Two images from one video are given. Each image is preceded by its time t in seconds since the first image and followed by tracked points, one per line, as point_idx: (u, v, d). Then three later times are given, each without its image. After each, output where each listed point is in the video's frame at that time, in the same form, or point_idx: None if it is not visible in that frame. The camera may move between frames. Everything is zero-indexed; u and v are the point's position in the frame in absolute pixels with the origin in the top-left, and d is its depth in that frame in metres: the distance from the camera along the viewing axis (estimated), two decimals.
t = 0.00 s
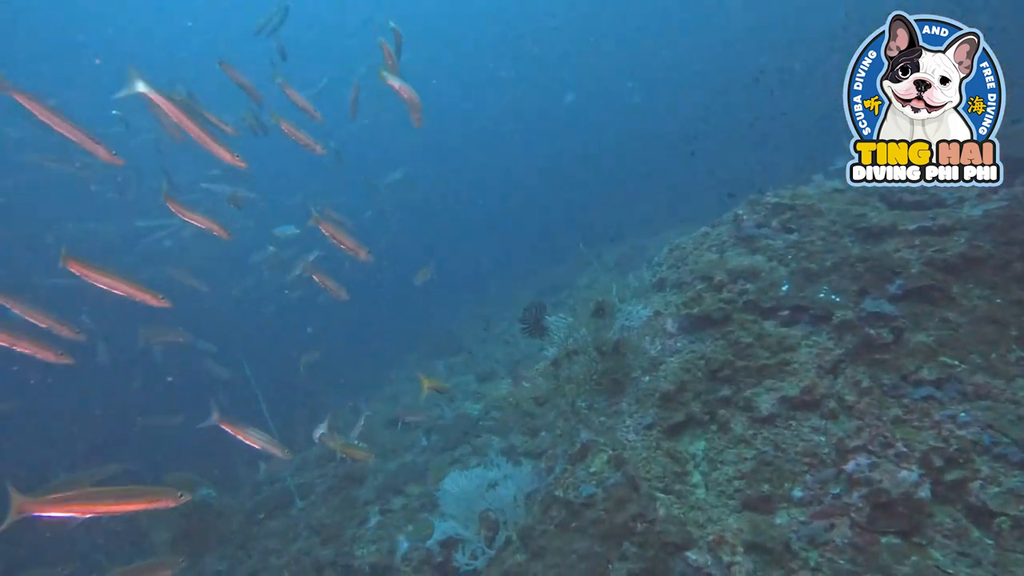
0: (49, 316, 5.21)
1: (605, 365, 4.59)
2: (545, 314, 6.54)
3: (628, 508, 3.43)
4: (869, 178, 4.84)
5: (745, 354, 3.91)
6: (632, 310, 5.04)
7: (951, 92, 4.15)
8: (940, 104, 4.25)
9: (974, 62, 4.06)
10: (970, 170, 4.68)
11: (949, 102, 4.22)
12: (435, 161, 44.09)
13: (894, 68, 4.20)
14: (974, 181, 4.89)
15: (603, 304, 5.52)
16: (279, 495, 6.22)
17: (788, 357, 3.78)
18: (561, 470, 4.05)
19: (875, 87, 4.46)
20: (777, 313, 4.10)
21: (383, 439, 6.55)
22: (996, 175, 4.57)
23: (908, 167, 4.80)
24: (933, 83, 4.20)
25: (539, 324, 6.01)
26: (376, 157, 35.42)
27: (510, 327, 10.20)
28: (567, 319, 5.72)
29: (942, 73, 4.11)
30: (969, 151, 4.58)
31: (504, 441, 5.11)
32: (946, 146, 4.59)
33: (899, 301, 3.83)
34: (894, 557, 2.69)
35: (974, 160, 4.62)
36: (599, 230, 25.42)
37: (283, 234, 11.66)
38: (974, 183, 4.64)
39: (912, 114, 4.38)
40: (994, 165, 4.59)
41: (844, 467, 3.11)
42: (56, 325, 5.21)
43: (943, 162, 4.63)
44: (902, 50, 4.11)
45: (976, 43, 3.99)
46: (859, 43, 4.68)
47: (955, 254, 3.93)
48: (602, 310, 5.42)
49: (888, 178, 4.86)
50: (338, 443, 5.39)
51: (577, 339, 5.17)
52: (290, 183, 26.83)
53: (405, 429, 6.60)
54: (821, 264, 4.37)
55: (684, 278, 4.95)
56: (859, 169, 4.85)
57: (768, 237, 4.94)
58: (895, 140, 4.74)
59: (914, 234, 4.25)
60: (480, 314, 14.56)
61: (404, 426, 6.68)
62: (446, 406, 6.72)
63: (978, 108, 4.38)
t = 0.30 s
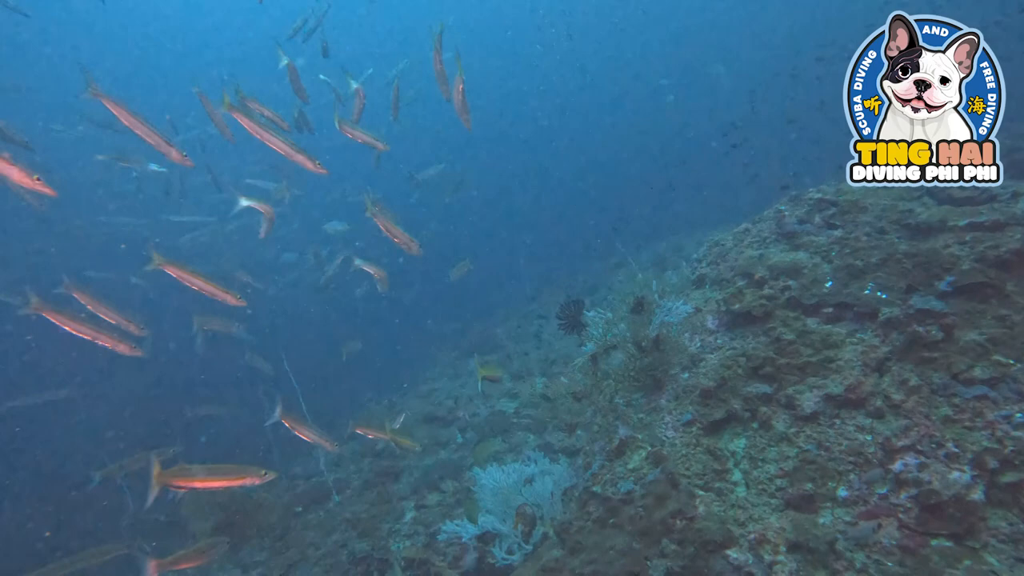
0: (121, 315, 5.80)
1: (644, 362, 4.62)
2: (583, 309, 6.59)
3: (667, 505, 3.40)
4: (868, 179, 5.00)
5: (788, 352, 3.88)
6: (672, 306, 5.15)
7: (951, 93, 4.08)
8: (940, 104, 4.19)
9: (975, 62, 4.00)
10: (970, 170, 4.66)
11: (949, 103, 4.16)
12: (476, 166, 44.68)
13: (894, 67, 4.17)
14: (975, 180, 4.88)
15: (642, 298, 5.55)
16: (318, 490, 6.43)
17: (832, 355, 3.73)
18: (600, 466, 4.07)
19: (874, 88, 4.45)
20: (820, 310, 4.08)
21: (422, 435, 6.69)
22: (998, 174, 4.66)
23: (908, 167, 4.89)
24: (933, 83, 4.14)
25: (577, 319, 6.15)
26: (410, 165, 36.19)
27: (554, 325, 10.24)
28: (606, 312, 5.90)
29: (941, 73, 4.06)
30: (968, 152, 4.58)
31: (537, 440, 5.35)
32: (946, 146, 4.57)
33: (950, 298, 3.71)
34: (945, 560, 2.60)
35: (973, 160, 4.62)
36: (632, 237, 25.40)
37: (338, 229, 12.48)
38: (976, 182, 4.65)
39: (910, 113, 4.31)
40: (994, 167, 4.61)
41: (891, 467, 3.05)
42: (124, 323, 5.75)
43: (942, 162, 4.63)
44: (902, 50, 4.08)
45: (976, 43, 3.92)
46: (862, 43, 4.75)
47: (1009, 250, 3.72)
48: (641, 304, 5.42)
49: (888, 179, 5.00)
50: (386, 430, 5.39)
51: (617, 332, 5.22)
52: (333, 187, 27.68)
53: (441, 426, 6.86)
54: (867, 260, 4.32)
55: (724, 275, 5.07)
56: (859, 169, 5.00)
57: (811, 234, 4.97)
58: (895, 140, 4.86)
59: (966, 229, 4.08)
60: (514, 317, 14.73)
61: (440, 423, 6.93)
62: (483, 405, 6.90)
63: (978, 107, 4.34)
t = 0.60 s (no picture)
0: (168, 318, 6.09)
1: (674, 360, 4.63)
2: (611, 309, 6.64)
3: (699, 504, 3.37)
4: (867, 178, 5.06)
5: (820, 350, 3.85)
6: (702, 305, 5.13)
7: (950, 92, 4.17)
8: (939, 105, 4.28)
9: (975, 62, 4.10)
10: (970, 170, 4.82)
11: (949, 102, 4.25)
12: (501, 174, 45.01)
13: (895, 67, 4.24)
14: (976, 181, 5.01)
15: (673, 297, 5.58)
16: (345, 492, 6.51)
17: (866, 353, 3.70)
18: (630, 466, 4.07)
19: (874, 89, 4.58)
20: (853, 308, 4.04)
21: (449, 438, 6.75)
22: (996, 174, 4.79)
23: (907, 167, 5.00)
24: (933, 83, 4.22)
25: (606, 318, 6.19)
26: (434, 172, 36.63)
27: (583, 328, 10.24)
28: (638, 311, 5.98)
29: (941, 73, 4.15)
30: (969, 152, 4.76)
31: (566, 440, 5.34)
32: (946, 147, 4.77)
33: (990, 294, 3.63)
34: (990, 563, 2.54)
35: (974, 159, 4.78)
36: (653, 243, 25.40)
37: (376, 231, 13.11)
38: (975, 181, 4.81)
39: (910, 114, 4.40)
40: (993, 166, 4.76)
41: (930, 467, 2.99)
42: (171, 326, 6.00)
43: (942, 162, 4.80)
44: (902, 50, 4.17)
45: (975, 43, 4.02)
46: (861, 45, 4.90)
47: None
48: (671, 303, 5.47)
49: (888, 179, 5.08)
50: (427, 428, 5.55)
51: (647, 333, 5.30)
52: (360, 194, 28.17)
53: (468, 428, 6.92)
54: (901, 257, 4.26)
55: (754, 273, 5.05)
56: (859, 169, 5.07)
57: (843, 231, 4.93)
58: (895, 140, 4.96)
59: (1004, 225, 4.01)
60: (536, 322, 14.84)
61: (467, 425, 7.01)
62: (510, 407, 6.98)
63: (977, 108, 4.50)
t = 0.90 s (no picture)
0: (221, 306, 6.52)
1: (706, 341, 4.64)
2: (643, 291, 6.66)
3: (732, 484, 3.39)
4: (868, 179, 4.82)
5: (855, 330, 3.81)
6: (735, 285, 5.09)
7: (951, 93, 3.95)
8: (940, 104, 4.06)
9: (976, 61, 3.88)
10: (970, 171, 4.53)
11: (949, 103, 4.03)
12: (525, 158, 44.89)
13: (894, 67, 4.02)
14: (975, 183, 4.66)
15: (705, 277, 5.57)
16: (376, 473, 6.62)
17: (904, 332, 3.64)
18: (661, 446, 4.09)
19: (875, 88, 4.38)
20: (890, 287, 3.98)
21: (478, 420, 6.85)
22: (1001, 175, 4.44)
23: (908, 167, 4.76)
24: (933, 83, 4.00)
25: (638, 298, 6.20)
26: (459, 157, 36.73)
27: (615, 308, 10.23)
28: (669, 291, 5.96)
29: (941, 73, 3.93)
30: (969, 152, 4.49)
31: (596, 422, 5.38)
32: (946, 147, 4.54)
33: None
34: None
35: (975, 160, 4.50)
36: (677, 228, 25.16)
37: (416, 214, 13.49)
38: (976, 183, 4.51)
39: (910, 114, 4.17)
40: (996, 166, 4.46)
41: (970, 447, 2.95)
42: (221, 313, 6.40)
43: (942, 162, 4.55)
44: (902, 50, 3.94)
45: (976, 43, 3.81)
46: (861, 45, 4.65)
47: None
48: (703, 283, 5.48)
49: (888, 178, 4.80)
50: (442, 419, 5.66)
51: (679, 314, 5.32)
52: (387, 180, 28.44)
53: (497, 410, 6.99)
54: (941, 234, 4.17)
55: (787, 253, 5.00)
56: (859, 169, 4.82)
57: (880, 210, 4.85)
58: (895, 140, 4.73)
59: None
60: (562, 306, 14.84)
61: (496, 406, 7.08)
62: (539, 390, 7.01)
63: (978, 107, 4.28)
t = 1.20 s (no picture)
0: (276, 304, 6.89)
1: (746, 338, 4.62)
2: (682, 287, 6.62)
3: (770, 482, 3.36)
4: (868, 179, 4.91)
5: (902, 329, 3.74)
6: (777, 281, 5.01)
7: (951, 92, 4.16)
8: (941, 104, 4.27)
9: (975, 62, 4.07)
10: (970, 170, 4.74)
11: (949, 102, 4.23)
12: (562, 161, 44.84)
13: (894, 68, 4.23)
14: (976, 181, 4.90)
15: (746, 273, 5.51)
16: (411, 462, 6.73)
17: (953, 333, 3.55)
18: (698, 442, 4.08)
19: (875, 88, 4.54)
20: (940, 287, 3.88)
21: (511, 413, 6.93)
22: (1001, 175, 4.68)
23: (907, 167, 4.89)
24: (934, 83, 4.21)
25: (677, 293, 6.16)
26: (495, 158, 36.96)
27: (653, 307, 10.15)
28: (709, 288, 5.90)
29: (941, 73, 4.14)
30: (969, 152, 4.69)
31: (631, 418, 5.39)
32: (946, 147, 4.71)
33: None
34: None
35: (974, 160, 4.71)
36: (715, 227, 24.81)
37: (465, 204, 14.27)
38: (975, 182, 4.73)
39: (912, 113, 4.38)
40: (994, 166, 4.68)
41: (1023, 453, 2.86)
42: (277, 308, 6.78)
43: (942, 162, 4.73)
44: (902, 50, 4.14)
45: (976, 43, 3.99)
46: (861, 45, 4.88)
47: None
48: (745, 279, 5.41)
49: (889, 178, 4.89)
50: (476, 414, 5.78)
51: (720, 309, 5.28)
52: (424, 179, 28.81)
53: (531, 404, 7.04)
54: (995, 234, 4.05)
55: (831, 251, 4.91)
56: (858, 169, 4.92)
57: (930, 208, 4.73)
58: (895, 141, 4.87)
59: None
60: (598, 303, 14.81)
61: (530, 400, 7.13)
62: (572, 385, 7.06)
63: (977, 108, 4.49)
